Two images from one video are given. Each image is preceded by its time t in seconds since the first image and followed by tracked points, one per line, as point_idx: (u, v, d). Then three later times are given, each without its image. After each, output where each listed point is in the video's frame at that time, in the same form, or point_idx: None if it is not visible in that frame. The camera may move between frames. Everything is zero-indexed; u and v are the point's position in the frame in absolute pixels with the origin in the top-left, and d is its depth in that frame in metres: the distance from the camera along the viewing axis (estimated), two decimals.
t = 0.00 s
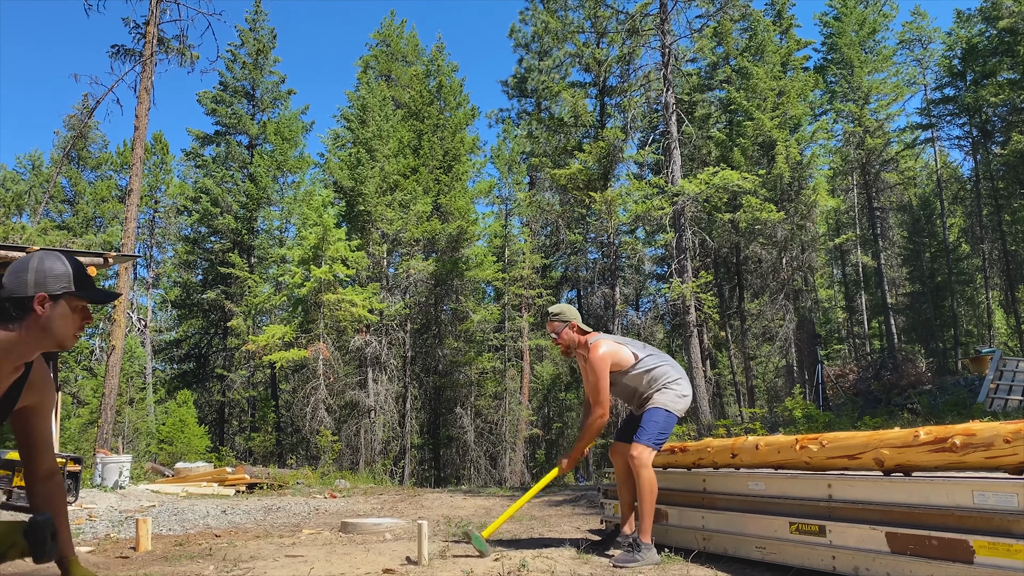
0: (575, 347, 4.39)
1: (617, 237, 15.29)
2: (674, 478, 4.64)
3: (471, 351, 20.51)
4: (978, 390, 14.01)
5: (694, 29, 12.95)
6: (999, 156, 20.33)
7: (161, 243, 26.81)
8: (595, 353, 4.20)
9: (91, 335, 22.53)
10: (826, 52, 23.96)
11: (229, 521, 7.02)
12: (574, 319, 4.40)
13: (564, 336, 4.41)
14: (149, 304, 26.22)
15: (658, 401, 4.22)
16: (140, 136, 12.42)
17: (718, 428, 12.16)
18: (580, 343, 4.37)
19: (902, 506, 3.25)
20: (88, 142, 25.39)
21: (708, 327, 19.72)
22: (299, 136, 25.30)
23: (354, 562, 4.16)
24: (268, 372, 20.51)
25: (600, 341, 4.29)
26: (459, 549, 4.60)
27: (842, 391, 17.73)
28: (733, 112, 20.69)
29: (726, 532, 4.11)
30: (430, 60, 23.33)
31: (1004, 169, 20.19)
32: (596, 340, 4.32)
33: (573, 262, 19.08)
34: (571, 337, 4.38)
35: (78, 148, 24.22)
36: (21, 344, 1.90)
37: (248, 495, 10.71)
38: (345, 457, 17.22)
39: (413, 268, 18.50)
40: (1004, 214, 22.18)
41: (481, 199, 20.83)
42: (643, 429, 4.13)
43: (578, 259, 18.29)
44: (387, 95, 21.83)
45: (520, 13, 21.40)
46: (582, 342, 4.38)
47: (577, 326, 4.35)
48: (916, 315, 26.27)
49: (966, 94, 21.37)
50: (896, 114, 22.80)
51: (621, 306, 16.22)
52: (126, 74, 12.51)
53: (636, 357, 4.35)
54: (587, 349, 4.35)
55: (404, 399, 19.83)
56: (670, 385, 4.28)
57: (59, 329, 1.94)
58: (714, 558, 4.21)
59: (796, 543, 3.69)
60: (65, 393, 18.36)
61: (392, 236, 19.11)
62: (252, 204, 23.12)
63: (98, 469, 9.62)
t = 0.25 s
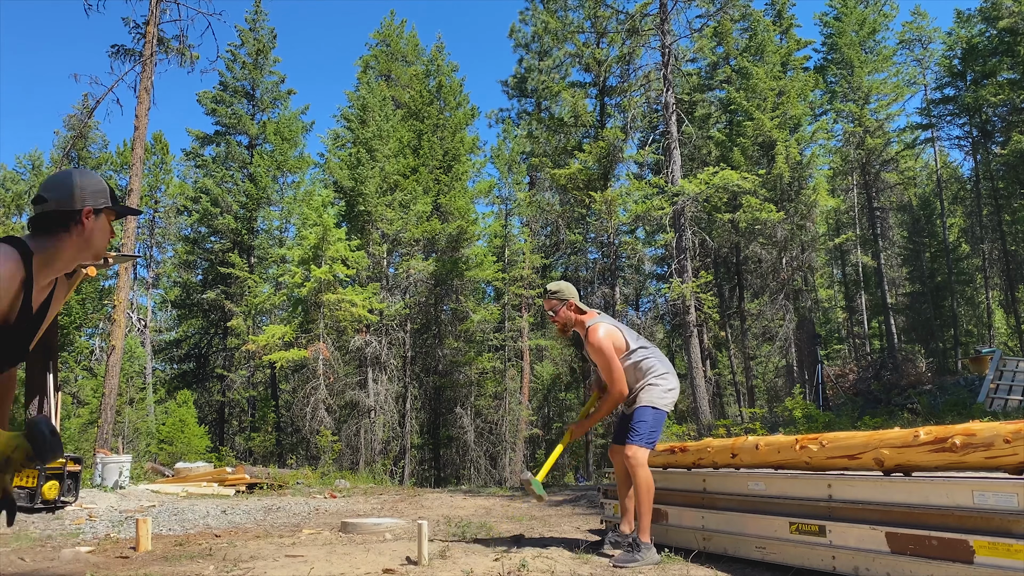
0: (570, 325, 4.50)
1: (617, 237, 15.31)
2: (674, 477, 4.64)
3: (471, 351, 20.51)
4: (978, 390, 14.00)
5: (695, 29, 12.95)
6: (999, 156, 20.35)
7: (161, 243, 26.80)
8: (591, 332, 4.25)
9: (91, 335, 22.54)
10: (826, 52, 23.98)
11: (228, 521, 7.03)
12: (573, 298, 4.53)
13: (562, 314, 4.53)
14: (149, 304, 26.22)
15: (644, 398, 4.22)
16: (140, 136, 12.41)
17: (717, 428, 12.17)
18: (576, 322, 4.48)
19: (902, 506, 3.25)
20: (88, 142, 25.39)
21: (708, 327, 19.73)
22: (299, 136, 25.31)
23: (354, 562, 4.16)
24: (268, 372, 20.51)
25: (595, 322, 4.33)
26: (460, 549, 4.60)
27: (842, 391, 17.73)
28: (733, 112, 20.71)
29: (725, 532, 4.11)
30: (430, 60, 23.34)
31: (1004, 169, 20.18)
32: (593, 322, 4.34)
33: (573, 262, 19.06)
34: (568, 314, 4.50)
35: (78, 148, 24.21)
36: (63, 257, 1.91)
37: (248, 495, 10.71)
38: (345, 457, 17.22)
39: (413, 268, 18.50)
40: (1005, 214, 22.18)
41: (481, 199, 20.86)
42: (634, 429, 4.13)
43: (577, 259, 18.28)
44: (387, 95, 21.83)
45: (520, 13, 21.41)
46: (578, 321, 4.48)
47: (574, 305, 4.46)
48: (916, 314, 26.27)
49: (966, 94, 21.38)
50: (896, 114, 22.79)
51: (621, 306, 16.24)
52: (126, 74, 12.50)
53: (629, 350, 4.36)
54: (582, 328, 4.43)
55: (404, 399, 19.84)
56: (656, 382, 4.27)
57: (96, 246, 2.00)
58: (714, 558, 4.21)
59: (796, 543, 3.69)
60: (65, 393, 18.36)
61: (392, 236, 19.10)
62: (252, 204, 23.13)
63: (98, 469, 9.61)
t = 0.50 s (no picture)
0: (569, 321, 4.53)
1: (617, 237, 15.34)
2: (674, 477, 4.64)
3: (471, 351, 20.51)
4: (978, 390, 14.00)
5: (695, 29, 12.96)
6: (998, 156, 20.36)
7: (161, 243, 26.80)
8: (592, 333, 4.23)
9: (91, 335, 22.55)
10: (826, 52, 23.99)
11: (228, 521, 7.03)
12: (574, 295, 4.52)
13: (562, 310, 4.54)
14: (149, 304, 26.22)
15: (644, 400, 4.25)
16: (140, 136, 12.41)
17: (717, 429, 12.16)
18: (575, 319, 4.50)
19: (901, 506, 3.26)
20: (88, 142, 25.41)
21: (708, 327, 19.74)
22: (299, 136, 25.31)
23: (353, 562, 4.16)
24: (268, 372, 20.51)
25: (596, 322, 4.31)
26: (460, 549, 4.60)
27: (842, 391, 17.73)
28: (733, 112, 20.71)
29: (726, 532, 4.11)
30: (430, 60, 23.34)
31: (1003, 169, 20.18)
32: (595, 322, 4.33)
33: (573, 262, 19.02)
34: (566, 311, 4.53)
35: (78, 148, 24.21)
36: (74, 198, 2.03)
37: (248, 495, 10.71)
38: (345, 458, 17.22)
39: (413, 268, 18.50)
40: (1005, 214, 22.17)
41: (481, 199, 20.87)
42: (631, 428, 4.12)
43: (578, 259, 18.29)
44: (387, 95, 21.84)
45: (520, 13, 21.42)
46: (579, 318, 4.49)
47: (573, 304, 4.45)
48: (916, 314, 26.28)
49: (966, 94, 21.38)
50: (896, 113, 22.77)
51: (621, 306, 16.25)
52: (127, 74, 12.50)
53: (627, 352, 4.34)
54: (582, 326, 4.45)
55: (404, 398, 19.86)
56: (653, 386, 4.32)
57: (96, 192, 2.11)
58: (714, 558, 4.21)
59: (796, 543, 3.69)
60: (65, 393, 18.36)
61: (392, 236, 19.10)
62: (252, 204, 23.12)
63: (98, 470, 9.60)
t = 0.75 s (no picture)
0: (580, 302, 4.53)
1: (617, 237, 15.38)
2: (674, 477, 4.64)
3: (471, 351, 20.50)
4: (978, 390, 13.99)
5: (695, 29, 12.96)
6: (998, 156, 20.35)
7: (161, 243, 26.80)
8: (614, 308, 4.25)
9: (92, 335, 22.56)
10: (826, 52, 24.00)
11: (228, 521, 7.03)
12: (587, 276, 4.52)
13: (574, 290, 4.52)
14: (149, 304, 26.23)
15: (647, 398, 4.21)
16: (140, 136, 12.41)
17: (718, 428, 12.16)
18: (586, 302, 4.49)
19: (901, 506, 3.25)
20: (88, 142, 25.45)
21: (708, 327, 19.74)
22: (299, 136, 25.32)
23: (354, 562, 4.17)
24: (268, 372, 20.52)
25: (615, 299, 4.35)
26: (460, 549, 4.60)
27: (842, 391, 17.73)
28: (733, 113, 20.70)
29: (726, 532, 4.11)
30: (430, 59, 23.34)
31: (1004, 169, 20.16)
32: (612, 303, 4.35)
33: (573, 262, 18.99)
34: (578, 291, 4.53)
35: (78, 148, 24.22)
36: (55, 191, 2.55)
37: (248, 495, 10.71)
38: (345, 458, 17.22)
39: (413, 268, 18.50)
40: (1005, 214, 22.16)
41: (481, 199, 20.88)
42: (633, 429, 4.11)
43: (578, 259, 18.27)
44: (387, 95, 21.84)
45: (520, 13, 21.43)
46: (590, 300, 4.48)
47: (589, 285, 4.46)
48: (917, 315, 26.27)
49: (966, 93, 21.38)
50: (896, 113, 22.78)
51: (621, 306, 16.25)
52: (126, 74, 12.50)
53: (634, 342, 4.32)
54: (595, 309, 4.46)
55: (404, 399, 19.84)
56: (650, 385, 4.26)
57: (68, 184, 2.62)
58: (714, 558, 4.21)
59: (796, 544, 3.69)
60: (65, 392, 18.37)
61: (392, 236, 19.09)
62: (252, 204, 23.12)
63: (98, 470, 9.61)
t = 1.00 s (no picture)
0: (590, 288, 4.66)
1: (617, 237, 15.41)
2: (674, 477, 4.64)
3: (471, 351, 20.50)
4: (978, 390, 14.00)
5: (695, 29, 12.97)
6: (998, 156, 20.33)
7: (161, 243, 26.80)
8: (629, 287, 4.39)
9: (92, 336, 22.56)
10: (826, 52, 24.00)
11: (228, 521, 7.02)
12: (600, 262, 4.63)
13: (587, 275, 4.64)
14: (149, 304, 26.25)
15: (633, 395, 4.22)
16: (140, 136, 12.40)
17: (717, 428, 12.16)
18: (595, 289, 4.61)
19: (901, 506, 3.25)
20: (88, 142, 25.47)
21: (708, 327, 19.75)
22: (299, 136, 25.32)
23: (354, 562, 4.17)
24: (268, 372, 20.52)
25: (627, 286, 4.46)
26: (460, 549, 4.60)
27: (842, 391, 17.74)
28: (733, 113, 20.69)
29: (726, 532, 4.11)
30: (430, 59, 23.34)
31: (1003, 169, 20.14)
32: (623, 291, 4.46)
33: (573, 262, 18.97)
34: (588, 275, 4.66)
35: (78, 148, 24.24)
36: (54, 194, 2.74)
37: (248, 495, 10.71)
38: (345, 458, 17.23)
39: (413, 268, 18.50)
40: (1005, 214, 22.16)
41: (481, 199, 20.90)
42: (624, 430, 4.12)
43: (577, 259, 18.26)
44: (387, 95, 21.84)
45: (521, 13, 21.43)
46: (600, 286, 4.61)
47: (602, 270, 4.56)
48: (917, 315, 26.27)
49: (966, 94, 21.38)
50: (896, 113, 22.78)
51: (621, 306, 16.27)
52: (127, 74, 12.51)
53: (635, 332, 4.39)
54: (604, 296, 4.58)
55: (404, 399, 19.83)
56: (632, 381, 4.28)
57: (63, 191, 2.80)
58: (714, 558, 4.21)
59: (796, 544, 3.69)
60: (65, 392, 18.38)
61: (392, 237, 19.10)
62: (252, 204, 23.12)
63: (98, 470, 9.61)
